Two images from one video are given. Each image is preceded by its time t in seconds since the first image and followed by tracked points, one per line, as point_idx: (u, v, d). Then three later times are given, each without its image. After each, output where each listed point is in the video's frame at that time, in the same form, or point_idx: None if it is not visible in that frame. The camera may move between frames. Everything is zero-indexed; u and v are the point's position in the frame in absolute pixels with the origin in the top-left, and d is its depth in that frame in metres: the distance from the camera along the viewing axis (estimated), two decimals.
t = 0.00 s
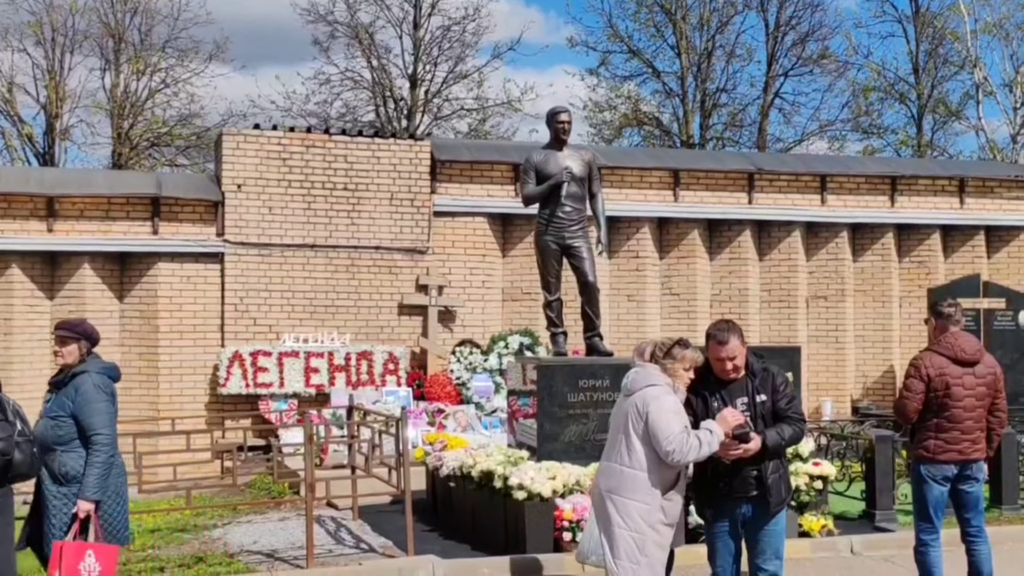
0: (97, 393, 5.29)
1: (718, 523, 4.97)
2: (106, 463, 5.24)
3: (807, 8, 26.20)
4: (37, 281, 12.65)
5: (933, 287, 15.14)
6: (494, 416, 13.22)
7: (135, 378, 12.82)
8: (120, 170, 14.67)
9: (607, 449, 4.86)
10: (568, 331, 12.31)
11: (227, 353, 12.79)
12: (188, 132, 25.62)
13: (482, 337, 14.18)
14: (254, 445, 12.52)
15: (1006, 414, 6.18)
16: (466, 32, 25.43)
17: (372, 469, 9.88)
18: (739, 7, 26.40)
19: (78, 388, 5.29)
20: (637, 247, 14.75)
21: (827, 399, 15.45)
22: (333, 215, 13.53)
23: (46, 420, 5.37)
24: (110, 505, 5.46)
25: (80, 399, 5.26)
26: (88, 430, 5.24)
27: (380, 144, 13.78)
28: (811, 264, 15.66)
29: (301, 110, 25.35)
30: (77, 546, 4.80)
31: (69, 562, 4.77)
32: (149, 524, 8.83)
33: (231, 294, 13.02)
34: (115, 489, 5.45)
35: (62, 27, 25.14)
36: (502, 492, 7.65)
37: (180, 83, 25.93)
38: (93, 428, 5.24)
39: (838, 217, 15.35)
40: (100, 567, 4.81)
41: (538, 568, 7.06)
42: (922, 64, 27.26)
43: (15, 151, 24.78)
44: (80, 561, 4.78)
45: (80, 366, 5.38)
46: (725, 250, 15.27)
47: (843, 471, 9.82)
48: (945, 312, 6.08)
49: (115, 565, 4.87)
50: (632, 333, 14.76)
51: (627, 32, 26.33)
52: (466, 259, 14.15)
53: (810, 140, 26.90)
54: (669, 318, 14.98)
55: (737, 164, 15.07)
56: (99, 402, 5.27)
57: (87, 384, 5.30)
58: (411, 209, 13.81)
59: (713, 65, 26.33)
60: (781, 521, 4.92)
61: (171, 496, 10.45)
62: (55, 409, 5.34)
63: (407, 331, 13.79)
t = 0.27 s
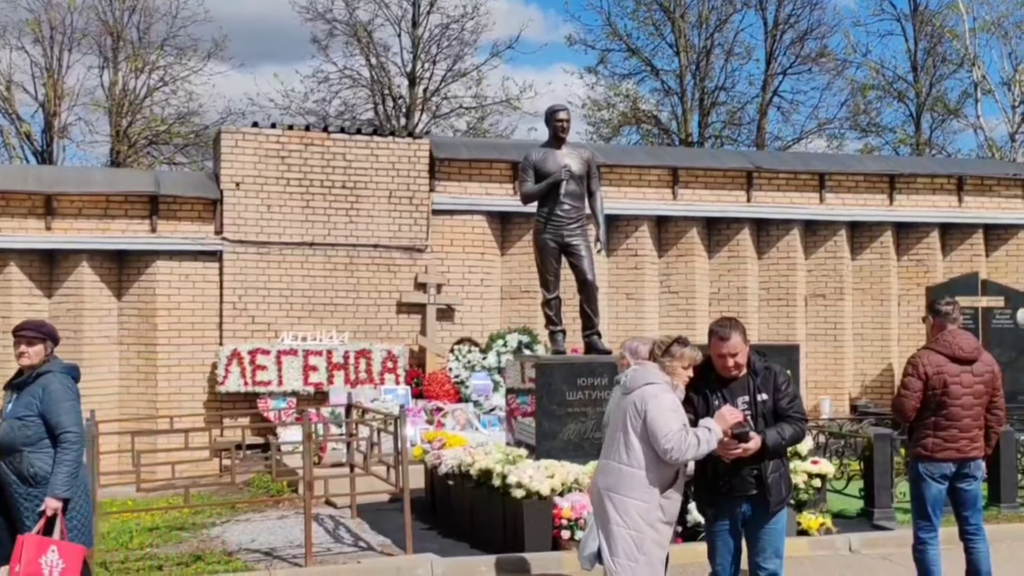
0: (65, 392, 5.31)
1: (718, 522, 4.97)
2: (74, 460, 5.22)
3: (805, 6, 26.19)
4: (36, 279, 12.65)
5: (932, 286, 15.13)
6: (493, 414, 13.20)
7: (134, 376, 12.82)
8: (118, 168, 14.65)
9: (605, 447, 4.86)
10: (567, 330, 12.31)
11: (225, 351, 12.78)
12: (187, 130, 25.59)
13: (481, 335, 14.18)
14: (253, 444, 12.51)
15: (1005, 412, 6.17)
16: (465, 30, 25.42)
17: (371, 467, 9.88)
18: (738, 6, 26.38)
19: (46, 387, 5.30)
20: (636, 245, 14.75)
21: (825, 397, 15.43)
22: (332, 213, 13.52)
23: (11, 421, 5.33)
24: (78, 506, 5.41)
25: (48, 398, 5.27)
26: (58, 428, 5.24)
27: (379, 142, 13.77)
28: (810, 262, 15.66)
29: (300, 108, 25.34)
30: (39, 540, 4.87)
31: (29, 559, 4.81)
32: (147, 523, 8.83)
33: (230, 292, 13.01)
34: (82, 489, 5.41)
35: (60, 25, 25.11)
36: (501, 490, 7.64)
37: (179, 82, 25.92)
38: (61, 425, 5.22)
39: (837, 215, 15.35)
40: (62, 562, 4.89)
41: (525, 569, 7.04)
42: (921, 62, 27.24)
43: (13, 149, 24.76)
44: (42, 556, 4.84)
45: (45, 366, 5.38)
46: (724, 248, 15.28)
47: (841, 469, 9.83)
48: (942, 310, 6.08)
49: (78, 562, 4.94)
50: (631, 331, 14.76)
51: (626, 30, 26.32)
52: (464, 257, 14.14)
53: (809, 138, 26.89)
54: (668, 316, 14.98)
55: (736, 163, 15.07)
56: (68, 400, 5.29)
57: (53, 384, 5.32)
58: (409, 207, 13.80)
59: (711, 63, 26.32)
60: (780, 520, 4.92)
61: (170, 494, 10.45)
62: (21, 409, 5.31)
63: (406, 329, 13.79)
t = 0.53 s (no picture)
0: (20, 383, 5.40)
1: (718, 521, 4.98)
2: (39, 455, 5.36)
3: (803, 4, 26.19)
4: (33, 277, 12.64)
5: (929, 284, 15.14)
6: (491, 413, 13.16)
7: (132, 374, 12.82)
8: (115, 166, 14.64)
9: (603, 445, 4.86)
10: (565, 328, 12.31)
11: (223, 349, 12.76)
12: (184, 128, 25.55)
13: (478, 334, 14.18)
14: (250, 442, 12.51)
15: (1001, 410, 6.18)
16: (463, 28, 25.41)
17: (368, 465, 9.88)
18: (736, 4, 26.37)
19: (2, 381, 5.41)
20: (634, 243, 14.74)
21: (824, 396, 15.39)
22: (330, 211, 13.51)
23: None
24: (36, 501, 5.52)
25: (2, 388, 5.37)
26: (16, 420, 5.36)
27: (376, 140, 13.77)
28: (808, 260, 15.67)
29: (298, 106, 25.32)
30: (19, 537, 4.96)
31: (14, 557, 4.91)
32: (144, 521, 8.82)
33: (227, 290, 13.00)
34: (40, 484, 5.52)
35: (58, 23, 25.08)
36: (499, 488, 7.64)
37: (176, 79, 25.89)
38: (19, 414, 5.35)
39: (835, 213, 15.35)
40: (46, 554, 4.97)
41: (514, 567, 7.03)
42: (919, 60, 27.24)
43: (10, 147, 24.73)
44: (26, 551, 4.93)
45: None
46: (721, 246, 15.29)
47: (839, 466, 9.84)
48: (939, 308, 6.09)
49: (62, 553, 5.04)
50: (629, 329, 14.76)
51: (624, 28, 26.31)
52: (462, 255, 14.15)
53: (807, 136, 26.89)
54: (666, 314, 14.98)
55: (734, 161, 15.07)
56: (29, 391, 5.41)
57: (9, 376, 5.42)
58: (407, 205, 13.80)
59: (709, 61, 26.31)
60: (781, 520, 4.90)
61: (168, 492, 10.45)
62: None
63: (404, 327, 13.80)
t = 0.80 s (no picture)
0: None
1: (718, 520, 4.97)
2: (12, 458, 5.17)
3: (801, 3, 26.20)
4: (30, 276, 12.63)
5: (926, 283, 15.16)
6: (489, 412, 13.25)
7: (129, 373, 12.82)
8: (112, 165, 14.62)
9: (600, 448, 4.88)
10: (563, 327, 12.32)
11: (220, 348, 12.77)
12: (181, 127, 25.52)
13: (476, 333, 14.18)
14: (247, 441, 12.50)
15: (998, 408, 6.20)
16: (460, 26, 25.41)
17: (366, 464, 9.88)
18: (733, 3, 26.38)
19: None
20: (631, 242, 14.74)
21: (821, 394, 15.42)
22: (327, 210, 13.51)
23: None
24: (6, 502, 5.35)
25: None
26: None
27: (373, 139, 13.77)
28: (805, 259, 15.67)
29: (295, 104, 25.31)
30: (10, 545, 5.27)
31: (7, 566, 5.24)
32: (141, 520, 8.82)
33: (225, 289, 13.00)
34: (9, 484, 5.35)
35: (55, 21, 25.06)
36: (497, 487, 7.64)
37: (174, 78, 25.87)
38: None
39: (832, 212, 15.37)
40: (37, 555, 5.31)
41: (507, 565, 7.03)
42: (916, 59, 27.26)
43: (8, 145, 24.70)
44: (17, 558, 5.26)
45: None
46: (719, 245, 15.30)
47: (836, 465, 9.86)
48: (936, 307, 6.09)
49: (51, 552, 5.37)
50: (626, 327, 14.76)
51: (621, 27, 26.32)
52: (460, 253, 14.15)
53: (804, 135, 26.91)
54: (663, 313, 14.99)
55: (731, 160, 15.08)
56: None
57: None
58: (404, 204, 13.79)
59: (707, 60, 26.32)
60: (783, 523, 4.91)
61: (165, 491, 10.44)
62: None
63: (401, 326, 13.79)
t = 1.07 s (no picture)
0: None
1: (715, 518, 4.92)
2: None
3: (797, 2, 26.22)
4: (26, 274, 12.61)
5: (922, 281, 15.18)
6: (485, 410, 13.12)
7: (125, 372, 12.81)
8: (109, 163, 14.60)
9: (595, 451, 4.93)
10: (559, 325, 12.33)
11: (216, 347, 12.76)
12: (178, 125, 25.49)
13: (472, 331, 14.18)
14: (244, 439, 12.50)
15: (994, 407, 6.21)
16: (457, 25, 25.41)
17: (362, 462, 9.88)
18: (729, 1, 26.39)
19: None
20: (627, 241, 14.75)
21: (817, 393, 15.44)
22: (324, 208, 13.50)
23: None
24: None
25: None
26: None
27: (370, 137, 13.76)
28: (801, 258, 15.69)
29: (291, 103, 25.31)
30: None
31: None
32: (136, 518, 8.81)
33: (221, 288, 13.00)
34: None
35: (51, 19, 25.05)
36: (493, 485, 7.66)
37: (170, 76, 25.87)
38: None
39: (828, 211, 15.39)
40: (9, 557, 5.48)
41: (501, 563, 7.03)
42: (912, 58, 27.28)
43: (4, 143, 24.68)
44: None
45: None
46: (715, 244, 15.31)
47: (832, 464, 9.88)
48: (932, 306, 6.10)
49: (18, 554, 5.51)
50: (623, 326, 14.76)
51: (618, 26, 26.34)
52: (456, 252, 14.15)
53: (800, 134, 26.93)
54: (659, 311, 15.00)
55: (727, 158, 15.09)
56: None
57: None
58: (400, 202, 13.79)
59: (703, 59, 26.33)
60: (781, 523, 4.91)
61: (161, 490, 10.44)
62: None
63: (397, 324, 13.79)
